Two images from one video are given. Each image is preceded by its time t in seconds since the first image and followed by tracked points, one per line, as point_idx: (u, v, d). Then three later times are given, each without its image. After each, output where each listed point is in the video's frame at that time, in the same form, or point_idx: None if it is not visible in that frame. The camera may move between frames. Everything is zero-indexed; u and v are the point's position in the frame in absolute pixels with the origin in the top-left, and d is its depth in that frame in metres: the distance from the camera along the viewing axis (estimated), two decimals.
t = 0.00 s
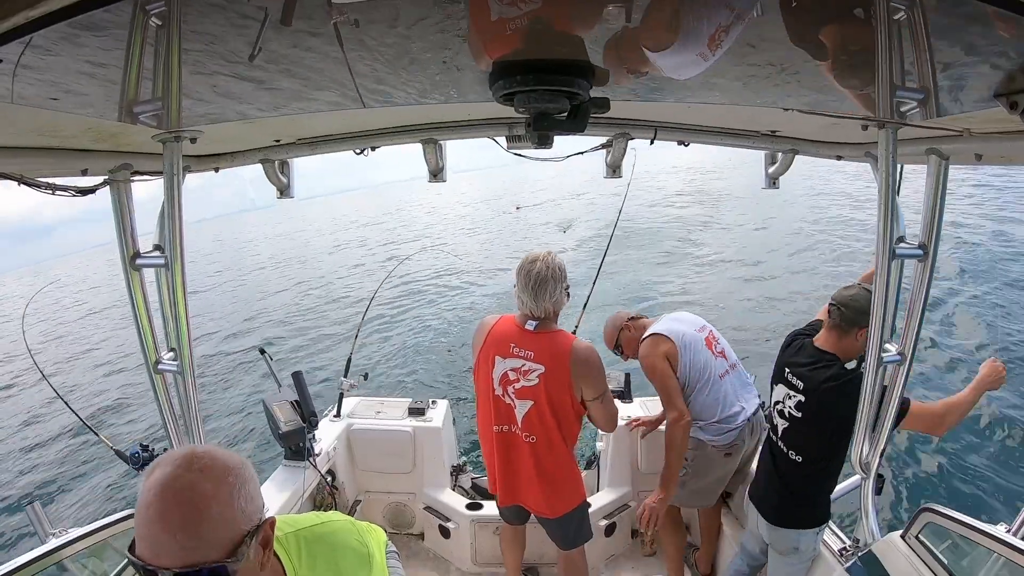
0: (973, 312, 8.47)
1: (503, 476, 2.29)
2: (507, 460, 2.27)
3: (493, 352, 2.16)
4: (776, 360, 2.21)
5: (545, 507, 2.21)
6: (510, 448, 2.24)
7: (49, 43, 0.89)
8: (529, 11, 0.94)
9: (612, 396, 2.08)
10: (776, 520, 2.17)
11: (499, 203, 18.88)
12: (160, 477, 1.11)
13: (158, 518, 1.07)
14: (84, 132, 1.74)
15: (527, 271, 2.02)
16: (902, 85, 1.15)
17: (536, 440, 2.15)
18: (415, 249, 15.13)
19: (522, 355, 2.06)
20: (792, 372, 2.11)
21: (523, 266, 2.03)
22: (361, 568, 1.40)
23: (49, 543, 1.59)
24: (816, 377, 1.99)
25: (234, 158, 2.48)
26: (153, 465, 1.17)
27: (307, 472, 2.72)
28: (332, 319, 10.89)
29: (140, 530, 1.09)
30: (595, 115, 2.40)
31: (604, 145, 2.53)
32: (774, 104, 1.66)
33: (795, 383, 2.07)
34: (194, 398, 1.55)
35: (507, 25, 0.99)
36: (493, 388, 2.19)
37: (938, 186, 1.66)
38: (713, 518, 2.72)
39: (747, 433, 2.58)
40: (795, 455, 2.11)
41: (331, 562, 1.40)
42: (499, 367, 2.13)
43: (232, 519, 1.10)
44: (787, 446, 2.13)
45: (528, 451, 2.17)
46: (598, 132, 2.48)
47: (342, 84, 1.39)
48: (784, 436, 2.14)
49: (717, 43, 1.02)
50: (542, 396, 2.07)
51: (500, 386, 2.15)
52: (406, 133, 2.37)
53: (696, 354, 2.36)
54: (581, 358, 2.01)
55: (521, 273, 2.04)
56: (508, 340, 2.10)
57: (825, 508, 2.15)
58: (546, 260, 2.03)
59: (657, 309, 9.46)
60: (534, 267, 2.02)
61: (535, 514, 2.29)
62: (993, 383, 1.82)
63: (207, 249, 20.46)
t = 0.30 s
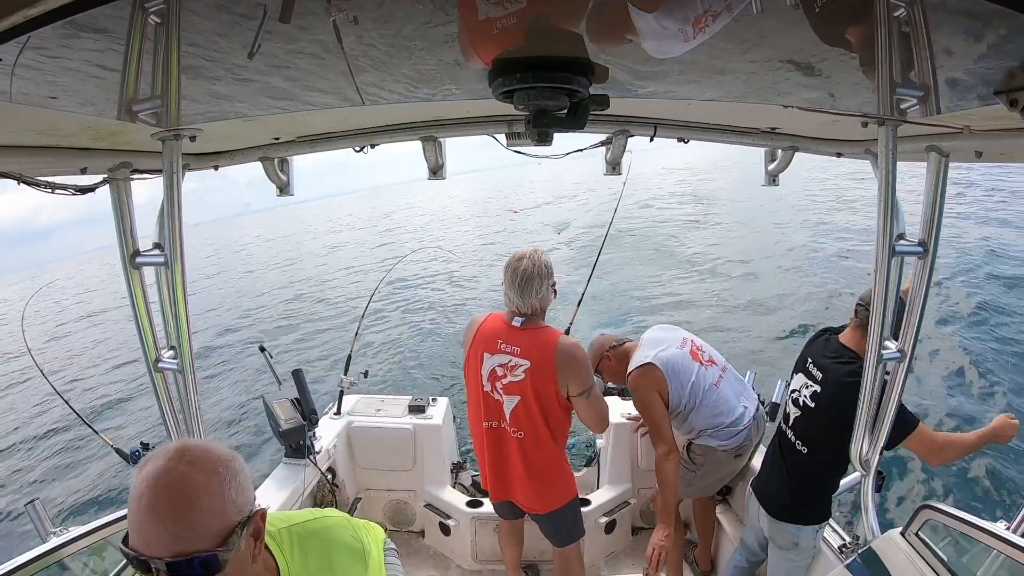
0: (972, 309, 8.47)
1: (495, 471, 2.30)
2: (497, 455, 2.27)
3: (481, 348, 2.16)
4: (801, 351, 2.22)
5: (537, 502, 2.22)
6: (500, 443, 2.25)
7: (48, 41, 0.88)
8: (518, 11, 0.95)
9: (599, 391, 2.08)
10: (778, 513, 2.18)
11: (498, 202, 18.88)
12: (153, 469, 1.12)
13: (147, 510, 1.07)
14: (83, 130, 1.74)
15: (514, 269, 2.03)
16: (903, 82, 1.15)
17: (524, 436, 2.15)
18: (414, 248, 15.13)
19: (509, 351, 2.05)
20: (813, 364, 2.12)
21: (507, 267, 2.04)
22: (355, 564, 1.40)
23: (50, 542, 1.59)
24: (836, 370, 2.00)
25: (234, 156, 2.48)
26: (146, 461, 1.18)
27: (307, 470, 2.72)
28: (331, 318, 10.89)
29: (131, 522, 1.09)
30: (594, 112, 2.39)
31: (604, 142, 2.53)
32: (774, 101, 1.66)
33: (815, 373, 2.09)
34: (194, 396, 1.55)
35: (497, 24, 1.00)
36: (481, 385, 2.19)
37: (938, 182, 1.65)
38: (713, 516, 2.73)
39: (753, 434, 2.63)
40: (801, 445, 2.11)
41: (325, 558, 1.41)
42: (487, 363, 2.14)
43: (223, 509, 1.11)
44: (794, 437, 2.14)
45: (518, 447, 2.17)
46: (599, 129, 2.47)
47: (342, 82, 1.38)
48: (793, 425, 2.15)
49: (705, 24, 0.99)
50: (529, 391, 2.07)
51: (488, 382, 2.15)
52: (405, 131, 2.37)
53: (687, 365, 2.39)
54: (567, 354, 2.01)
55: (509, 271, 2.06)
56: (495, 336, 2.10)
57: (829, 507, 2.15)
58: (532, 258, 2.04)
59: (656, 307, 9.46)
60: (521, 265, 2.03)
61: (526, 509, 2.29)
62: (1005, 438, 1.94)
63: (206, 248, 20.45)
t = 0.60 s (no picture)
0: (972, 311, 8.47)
1: (478, 474, 2.30)
2: (480, 458, 2.27)
3: (461, 352, 2.17)
4: (815, 350, 2.21)
5: (522, 503, 2.21)
6: (482, 446, 2.24)
7: (49, 42, 0.89)
8: (495, 12, 0.97)
9: (578, 391, 2.07)
10: (779, 513, 2.18)
11: (498, 204, 18.88)
12: (155, 469, 1.11)
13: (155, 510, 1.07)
14: (84, 131, 1.74)
15: (491, 273, 2.04)
16: (903, 83, 1.15)
17: (505, 437, 2.15)
18: (414, 249, 15.13)
19: (487, 354, 2.07)
20: (825, 364, 2.12)
21: (486, 272, 2.05)
22: (350, 563, 1.40)
23: (50, 542, 1.59)
24: (849, 371, 2.00)
25: (234, 157, 2.48)
26: (144, 462, 1.17)
27: (307, 471, 2.72)
28: (332, 319, 10.89)
29: (139, 523, 1.09)
30: (595, 114, 2.40)
31: (605, 144, 2.53)
32: (775, 102, 1.66)
33: (826, 372, 2.09)
34: (194, 396, 1.55)
35: (474, 25, 1.01)
36: (462, 388, 2.20)
37: (938, 185, 1.65)
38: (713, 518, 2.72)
39: (757, 442, 2.63)
40: (808, 444, 2.11)
41: (321, 557, 1.41)
42: (467, 367, 2.14)
43: (232, 501, 1.11)
44: (802, 435, 2.14)
45: (499, 449, 2.17)
46: (599, 130, 2.48)
47: (341, 82, 1.38)
48: (801, 424, 2.15)
49: (706, 17, 0.98)
50: (506, 393, 2.07)
51: (469, 385, 2.16)
52: (406, 132, 2.37)
53: (688, 377, 2.40)
54: (542, 356, 2.01)
55: (486, 275, 2.06)
56: (474, 340, 2.11)
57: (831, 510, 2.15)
58: (510, 261, 2.06)
59: (656, 308, 9.46)
60: (499, 268, 2.04)
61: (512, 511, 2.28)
62: (1005, 448, 1.94)
63: (207, 251, 20.48)
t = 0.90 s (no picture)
0: (972, 312, 8.45)
1: (474, 477, 2.29)
2: (477, 461, 2.27)
3: (460, 355, 2.16)
4: (823, 353, 2.21)
5: (519, 507, 2.21)
6: (479, 449, 2.24)
7: (50, 45, 0.89)
8: (491, 15, 0.97)
9: (577, 396, 2.06)
10: (783, 515, 2.18)
11: (498, 205, 18.89)
12: (175, 470, 1.12)
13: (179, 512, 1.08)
14: (86, 134, 1.75)
15: (490, 276, 2.03)
16: (903, 85, 1.15)
17: (502, 441, 2.15)
18: (415, 251, 15.13)
19: (486, 358, 2.06)
20: (834, 365, 2.12)
21: (485, 273, 2.05)
22: (358, 566, 1.40)
23: (51, 545, 1.58)
24: (858, 372, 2.00)
25: (235, 161, 2.49)
26: (160, 466, 1.17)
27: (308, 474, 2.71)
28: (333, 321, 10.89)
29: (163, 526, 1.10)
30: (595, 117, 2.40)
31: (605, 147, 2.53)
32: (775, 105, 1.66)
33: (835, 374, 2.08)
34: (194, 399, 1.55)
35: (471, 28, 1.02)
36: (461, 392, 2.20)
37: (940, 187, 1.65)
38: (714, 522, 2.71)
39: (757, 448, 2.61)
40: (814, 445, 2.10)
41: (330, 559, 1.41)
42: (465, 370, 2.14)
43: (255, 499, 1.14)
44: (807, 436, 2.14)
45: (496, 453, 2.17)
46: (600, 133, 2.48)
47: (341, 86, 1.38)
48: (807, 424, 2.14)
49: (711, 20, 0.99)
50: (504, 398, 2.07)
51: (467, 388, 2.15)
52: (407, 135, 2.37)
53: (689, 379, 2.39)
54: (541, 359, 2.01)
55: (485, 278, 2.06)
56: (473, 343, 2.11)
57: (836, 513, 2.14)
58: (510, 264, 2.05)
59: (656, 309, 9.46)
60: (497, 272, 2.03)
61: (508, 514, 2.28)
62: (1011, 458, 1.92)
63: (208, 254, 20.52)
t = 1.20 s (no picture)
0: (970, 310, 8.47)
1: (474, 474, 2.29)
2: (478, 459, 2.27)
3: (467, 352, 2.16)
4: (823, 351, 2.21)
5: (520, 506, 2.21)
6: (481, 448, 2.24)
7: (47, 45, 0.88)
8: (499, 13, 0.97)
9: (584, 401, 2.06)
10: (783, 512, 2.18)
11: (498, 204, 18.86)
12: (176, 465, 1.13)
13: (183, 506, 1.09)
14: (85, 135, 1.74)
15: (505, 275, 2.04)
16: (903, 83, 1.15)
17: (506, 441, 2.15)
18: (414, 250, 15.11)
19: (493, 357, 2.06)
20: (834, 363, 2.12)
21: (499, 269, 2.05)
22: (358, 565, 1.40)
23: (52, 546, 1.58)
24: (858, 370, 2.00)
25: (234, 161, 2.48)
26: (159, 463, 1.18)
27: (308, 474, 2.71)
28: (332, 320, 10.87)
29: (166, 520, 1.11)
30: (595, 116, 2.40)
31: (604, 146, 2.53)
32: (774, 104, 1.66)
33: (836, 372, 2.09)
34: (194, 399, 1.55)
35: (478, 28, 1.02)
36: (466, 389, 2.20)
37: (938, 185, 1.64)
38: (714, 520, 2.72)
39: (747, 446, 2.59)
40: (814, 443, 2.11)
41: (329, 557, 1.41)
42: (472, 368, 2.14)
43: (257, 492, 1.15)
44: (807, 433, 2.14)
45: (499, 451, 2.17)
46: (599, 132, 2.48)
47: (340, 85, 1.38)
48: (808, 422, 2.15)
49: (710, 26, 0.98)
50: (510, 399, 2.07)
51: (473, 387, 2.15)
52: (406, 135, 2.37)
53: (683, 371, 2.39)
54: (549, 362, 2.01)
55: (499, 276, 2.06)
56: (481, 342, 2.11)
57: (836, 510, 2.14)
58: (524, 264, 2.05)
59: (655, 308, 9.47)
60: (512, 271, 2.04)
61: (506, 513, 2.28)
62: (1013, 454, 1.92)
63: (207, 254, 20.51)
